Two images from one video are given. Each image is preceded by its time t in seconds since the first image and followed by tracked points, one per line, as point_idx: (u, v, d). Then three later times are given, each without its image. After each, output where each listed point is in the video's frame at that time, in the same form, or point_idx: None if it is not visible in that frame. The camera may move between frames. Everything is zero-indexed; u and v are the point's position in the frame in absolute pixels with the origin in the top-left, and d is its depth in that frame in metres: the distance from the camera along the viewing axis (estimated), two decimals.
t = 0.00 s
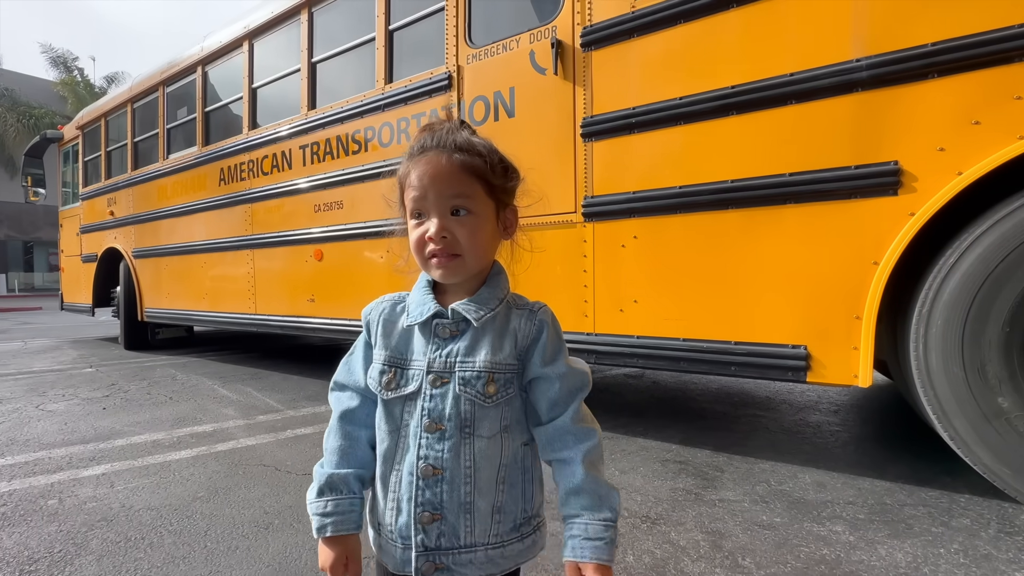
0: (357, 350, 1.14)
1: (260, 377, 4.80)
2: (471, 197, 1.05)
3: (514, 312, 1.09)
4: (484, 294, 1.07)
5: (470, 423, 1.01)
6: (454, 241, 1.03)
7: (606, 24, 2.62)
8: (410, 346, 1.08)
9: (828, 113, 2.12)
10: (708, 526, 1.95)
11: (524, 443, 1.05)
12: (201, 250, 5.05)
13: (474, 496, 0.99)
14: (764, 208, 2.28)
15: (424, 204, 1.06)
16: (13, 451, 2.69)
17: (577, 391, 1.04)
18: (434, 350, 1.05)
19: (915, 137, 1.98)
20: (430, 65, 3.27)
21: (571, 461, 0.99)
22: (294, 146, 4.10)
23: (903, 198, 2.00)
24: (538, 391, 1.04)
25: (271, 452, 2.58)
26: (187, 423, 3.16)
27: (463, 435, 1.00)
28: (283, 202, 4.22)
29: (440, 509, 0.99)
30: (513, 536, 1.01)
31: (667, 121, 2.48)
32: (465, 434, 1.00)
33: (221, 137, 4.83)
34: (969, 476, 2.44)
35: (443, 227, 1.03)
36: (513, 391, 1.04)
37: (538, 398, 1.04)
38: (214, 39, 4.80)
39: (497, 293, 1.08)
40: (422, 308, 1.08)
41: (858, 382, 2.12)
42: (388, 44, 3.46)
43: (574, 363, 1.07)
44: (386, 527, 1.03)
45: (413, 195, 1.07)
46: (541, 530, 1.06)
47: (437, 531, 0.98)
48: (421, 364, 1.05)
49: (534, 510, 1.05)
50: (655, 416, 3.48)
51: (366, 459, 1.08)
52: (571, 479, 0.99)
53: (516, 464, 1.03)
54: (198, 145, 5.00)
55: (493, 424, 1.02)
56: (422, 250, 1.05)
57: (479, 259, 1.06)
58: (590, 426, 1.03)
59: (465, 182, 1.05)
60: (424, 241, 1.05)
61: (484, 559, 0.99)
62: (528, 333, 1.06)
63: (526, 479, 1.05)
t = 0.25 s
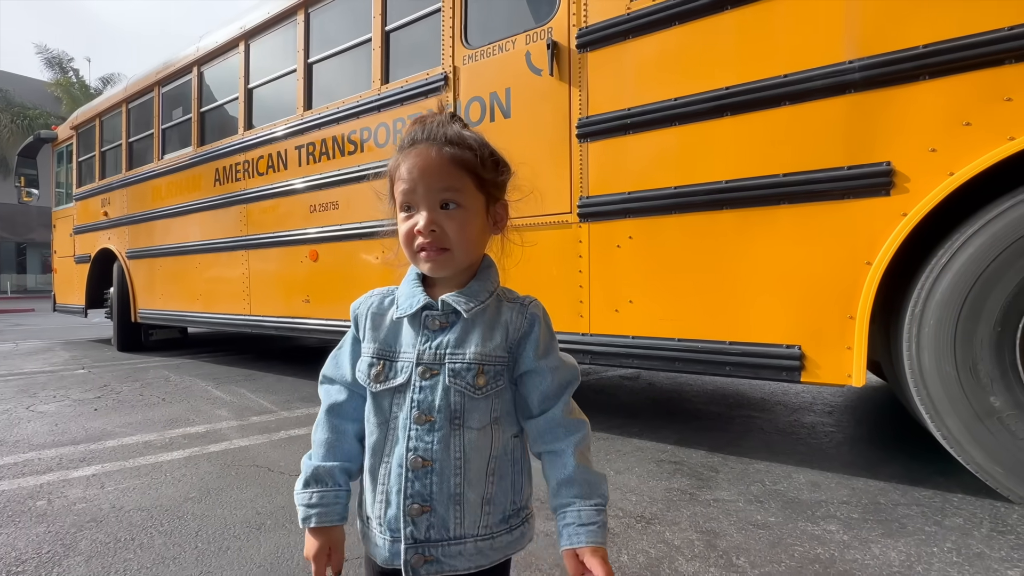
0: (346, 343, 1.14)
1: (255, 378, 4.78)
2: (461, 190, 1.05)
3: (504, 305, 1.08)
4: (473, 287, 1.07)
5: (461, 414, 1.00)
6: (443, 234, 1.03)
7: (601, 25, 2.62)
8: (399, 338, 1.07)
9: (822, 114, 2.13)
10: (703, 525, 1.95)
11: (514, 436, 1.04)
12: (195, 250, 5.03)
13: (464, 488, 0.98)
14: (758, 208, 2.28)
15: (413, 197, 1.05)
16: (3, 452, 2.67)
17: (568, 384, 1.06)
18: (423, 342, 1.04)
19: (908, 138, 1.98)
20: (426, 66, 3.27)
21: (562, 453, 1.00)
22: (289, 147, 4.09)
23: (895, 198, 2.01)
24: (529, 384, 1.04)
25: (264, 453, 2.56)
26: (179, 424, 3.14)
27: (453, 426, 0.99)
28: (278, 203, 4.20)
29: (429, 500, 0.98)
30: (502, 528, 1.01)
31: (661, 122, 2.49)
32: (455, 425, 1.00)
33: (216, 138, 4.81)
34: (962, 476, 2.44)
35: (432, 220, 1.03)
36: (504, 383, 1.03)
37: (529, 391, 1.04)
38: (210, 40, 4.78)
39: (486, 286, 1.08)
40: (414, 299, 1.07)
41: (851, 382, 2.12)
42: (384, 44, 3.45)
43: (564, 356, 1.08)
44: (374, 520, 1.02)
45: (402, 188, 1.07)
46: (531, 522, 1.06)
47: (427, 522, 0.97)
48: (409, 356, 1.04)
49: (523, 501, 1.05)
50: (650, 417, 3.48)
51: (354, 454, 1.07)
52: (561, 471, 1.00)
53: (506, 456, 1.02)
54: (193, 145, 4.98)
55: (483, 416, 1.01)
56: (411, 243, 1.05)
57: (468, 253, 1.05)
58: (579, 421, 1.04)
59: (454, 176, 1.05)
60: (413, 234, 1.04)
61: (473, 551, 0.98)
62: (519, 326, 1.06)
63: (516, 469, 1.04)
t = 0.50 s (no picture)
0: (337, 342, 1.13)
1: (251, 379, 4.76)
2: (451, 189, 1.05)
3: (494, 302, 1.08)
4: (463, 284, 1.06)
5: (450, 411, 0.99)
6: (433, 234, 1.02)
7: (599, 26, 2.62)
8: (389, 335, 1.07)
9: (818, 115, 2.13)
10: (700, 526, 1.94)
11: (505, 433, 1.03)
12: (191, 251, 5.01)
13: (454, 485, 0.97)
14: (756, 208, 2.28)
15: (403, 196, 1.05)
16: None
17: (557, 382, 1.04)
18: (413, 339, 1.03)
19: (904, 139, 1.98)
20: (424, 66, 3.26)
21: (545, 452, 0.99)
22: (286, 147, 4.08)
23: (892, 199, 2.01)
24: (518, 381, 1.03)
25: (260, 454, 2.55)
26: (175, 425, 3.13)
27: (443, 423, 0.99)
28: (275, 203, 4.19)
29: (419, 498, 0.97)
30: (493, 527, 0.99)
31: (659, 123, 2.48)
32: (444, 422, 0.99)
33: (213, 138, 4.80)
34: (958, 476, 2.45)
35: (422, 220, 1.02)
36: (493, 380, 1.03)
37: (518, 388, 1.03)
38: (207, 40, 4.77)
39: (476, 284, 1.08)
40: (404, 297, 1.07)
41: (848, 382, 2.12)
42: (381, 45, 3.44)
43: (553, 354, 1.07)
44: (364, 519, 1.01)
45: (392, 186, 1.06)
46: (522, 522, 1.04)
47: (416, 521, 0.96)
48: (399, 353, 1.04)
49: (514, 500, 1.03)
50: (647, 418, 3.48)
51: (345, 453, 1.06)
52: (544, 472, 0.98)
53: (497, 454, 1.01)
54: (190, 146, 4.97)
55: (473, 413, 1.00)
56: (400, 242, 1.04)
57: (458, 253, 1.05)
58: (565, 420, 1.02)
59: (444, 175, 1.05)
60: (402, 233, 1.04)
61: (464, 549, 0.96)
62: (508, 323, 1.05)
63: (506, 467, 1.03)
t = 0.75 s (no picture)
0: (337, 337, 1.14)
1: (252, 377, 4.76)
2: (448, 184, 1.04)
3: (492, 293, 1.08)
4: (460, 277, 1.06)
5: (451, 402, 0.99)
6: (430, 230, 1.02)
7: (600, 25, 2.61)
8: (388, 329, 1.06)
9: (819, 113, 2.13)
10: (700, 523, 1.94)
11: (506, 424, 1.03)
12: (191, 250, 5.01)
13: (457, 475, 0.97)
14: (756, 206, 2.27)
15: (400, 191, 1.05)
16: None
17: (555, 373, 1.04)
18: (411, 332, 1.03)
19: (905, 137, 1.98)
20: (424, 64, 3.26)
21: (541, 443, 1.00)
22: (286, 146, 4.07)
23: (892, 197, 2.01)
24: (517, 372, 1.03)
25: (260, 452, 2.55)
26: (175, 423, 3.13)
27: (444, 414, 0.98)
28: (275, 202, 4.19)
29: (421, 489, 0.96)
30: (496, 517, 0.99)
31: (659, 121, 2.48)
32: (445, 413, 0.98)
33: (213, 137, 4.79)
34: (958, 475, 2.45)
35: (420, 215, 1.02)
36: (492, 371, 1.02)
37: (517, 379, 1.03)
38: (207, 38, 4.76)
39: (474, 275, 1.07)
40: (401, 292, 1.07)
41: (848, 381, 2.12)
42: (382, 43, 3.44)
43: (550, 343, 1.06)
44: (365, 512, 1.00)
45: (389, 181, 1.06)
46: (525, 511, 1.04)
47: (419, 512, 0.96)
48: (398, 346, 1.03)
49: (516, 490, 1.03)
50: (648, 417, 3.48)
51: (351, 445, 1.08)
52: (541, 463, 0.98)
53: (498, 444, 1.01)
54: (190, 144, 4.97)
55: (474, 404, 1.00)
56: (398, 238, 1.04)
57: (456, 248, 1.05)
58: (563, 412, 1.02)
59: (441, 170, 1.04)
60: (400, 229, 1.03)
61: (467, 539, 0.96)
62: (507, 313, 1.05)
63: (508, 458, 1.02)
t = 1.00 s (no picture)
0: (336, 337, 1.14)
1: (253, 374, 4.77)
2: (444, 175, 1.04)
3: (485, 288, 1.06)
4: (451, 274, 1.05)
5: (444, 400, 0.97)
6: (424, 221, 1.02)
7: (601, 21, 2.61)
8: (381, 328, 1.05)
9: (822, 109, 2.12)
10: (700, 521, 1.94)
11: (502, 419, 1.02)
12: (193, 247, 5.01)
13: (453, 472, 0.96)
14: (758, 204, 2.27)
15: (394, 179, 1.04)
16: None
17: (550, 368, 1.02)
18: (403, 332, 1.01)
19: (908, 134, 1.98)
20: (425, 61, 3.26)
21: (537, 436, 0.98)
22: (286, 143, 4.07)
23: (895, 194, 2.01)
24: (511, 369, 1.02)
25: (262, 448, 2.56)
26: (176, 419, 3.13)
27: (438, 413, 0.97)
28: (275, 198, 4.19)
29: (418, 486, 0.96)
30: (493, 509, 1.00)
31: (661, 118, 2.48)
32: (439, 412, 0.97)
33: (214, 134, 4.79)
34: (958, 473, 2.45)
35: (414, 206, 1.01)
36: (486, 368, 1.01)
37: (512, 375, 1.02)
38: (208, 35, 4.76)
39: (465, 272, 1.06)
40: (392, 291, 1.06)
41: (849, 379, 2.12)
42: (383, 39, 3.43)
43: (544, 338, 1.04)
44: (364, 506, 1.01)
45: (382, 169, 1.05)
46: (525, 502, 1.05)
47: (417, 508, 0.96)
48: (390, 346, 1.02)
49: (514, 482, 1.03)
50: (648, 415, 3.48)
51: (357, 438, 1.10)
52: (534, 458, 0.98)
53: (494, 439, 1.01)
54: (191, 141, 4.97)
55: (468, 402, 0.99)
56: (390, 228, 1.03)
57: (448, 242, 1.04)
58: (559, 407, 1.01)
59: (438, 160, 1.04)
60: (392, 218, 1.03)
61: (466, 532, 0.97)
62: (499, 310, 1.03)
63: (504, 452, 1.02)
